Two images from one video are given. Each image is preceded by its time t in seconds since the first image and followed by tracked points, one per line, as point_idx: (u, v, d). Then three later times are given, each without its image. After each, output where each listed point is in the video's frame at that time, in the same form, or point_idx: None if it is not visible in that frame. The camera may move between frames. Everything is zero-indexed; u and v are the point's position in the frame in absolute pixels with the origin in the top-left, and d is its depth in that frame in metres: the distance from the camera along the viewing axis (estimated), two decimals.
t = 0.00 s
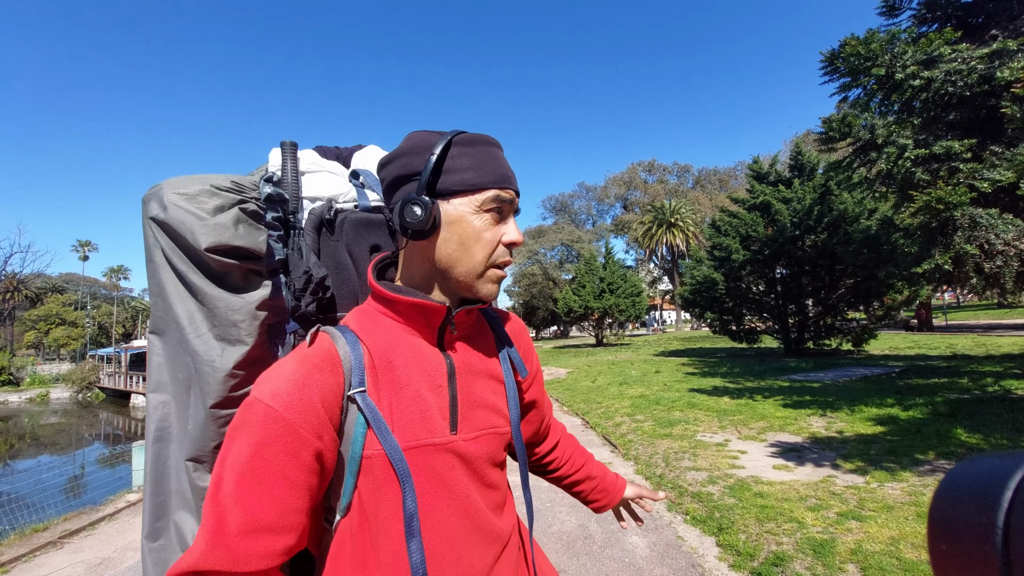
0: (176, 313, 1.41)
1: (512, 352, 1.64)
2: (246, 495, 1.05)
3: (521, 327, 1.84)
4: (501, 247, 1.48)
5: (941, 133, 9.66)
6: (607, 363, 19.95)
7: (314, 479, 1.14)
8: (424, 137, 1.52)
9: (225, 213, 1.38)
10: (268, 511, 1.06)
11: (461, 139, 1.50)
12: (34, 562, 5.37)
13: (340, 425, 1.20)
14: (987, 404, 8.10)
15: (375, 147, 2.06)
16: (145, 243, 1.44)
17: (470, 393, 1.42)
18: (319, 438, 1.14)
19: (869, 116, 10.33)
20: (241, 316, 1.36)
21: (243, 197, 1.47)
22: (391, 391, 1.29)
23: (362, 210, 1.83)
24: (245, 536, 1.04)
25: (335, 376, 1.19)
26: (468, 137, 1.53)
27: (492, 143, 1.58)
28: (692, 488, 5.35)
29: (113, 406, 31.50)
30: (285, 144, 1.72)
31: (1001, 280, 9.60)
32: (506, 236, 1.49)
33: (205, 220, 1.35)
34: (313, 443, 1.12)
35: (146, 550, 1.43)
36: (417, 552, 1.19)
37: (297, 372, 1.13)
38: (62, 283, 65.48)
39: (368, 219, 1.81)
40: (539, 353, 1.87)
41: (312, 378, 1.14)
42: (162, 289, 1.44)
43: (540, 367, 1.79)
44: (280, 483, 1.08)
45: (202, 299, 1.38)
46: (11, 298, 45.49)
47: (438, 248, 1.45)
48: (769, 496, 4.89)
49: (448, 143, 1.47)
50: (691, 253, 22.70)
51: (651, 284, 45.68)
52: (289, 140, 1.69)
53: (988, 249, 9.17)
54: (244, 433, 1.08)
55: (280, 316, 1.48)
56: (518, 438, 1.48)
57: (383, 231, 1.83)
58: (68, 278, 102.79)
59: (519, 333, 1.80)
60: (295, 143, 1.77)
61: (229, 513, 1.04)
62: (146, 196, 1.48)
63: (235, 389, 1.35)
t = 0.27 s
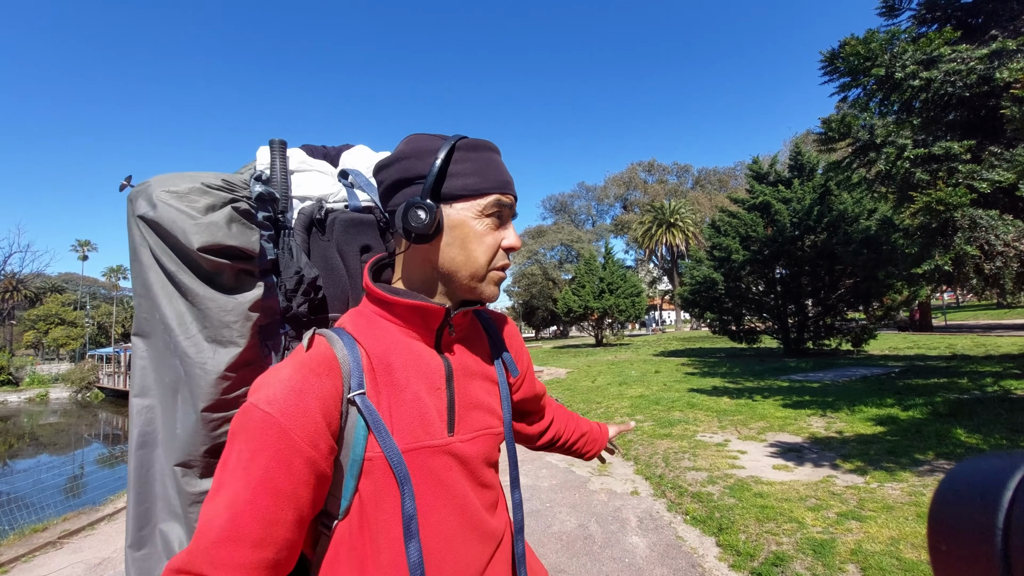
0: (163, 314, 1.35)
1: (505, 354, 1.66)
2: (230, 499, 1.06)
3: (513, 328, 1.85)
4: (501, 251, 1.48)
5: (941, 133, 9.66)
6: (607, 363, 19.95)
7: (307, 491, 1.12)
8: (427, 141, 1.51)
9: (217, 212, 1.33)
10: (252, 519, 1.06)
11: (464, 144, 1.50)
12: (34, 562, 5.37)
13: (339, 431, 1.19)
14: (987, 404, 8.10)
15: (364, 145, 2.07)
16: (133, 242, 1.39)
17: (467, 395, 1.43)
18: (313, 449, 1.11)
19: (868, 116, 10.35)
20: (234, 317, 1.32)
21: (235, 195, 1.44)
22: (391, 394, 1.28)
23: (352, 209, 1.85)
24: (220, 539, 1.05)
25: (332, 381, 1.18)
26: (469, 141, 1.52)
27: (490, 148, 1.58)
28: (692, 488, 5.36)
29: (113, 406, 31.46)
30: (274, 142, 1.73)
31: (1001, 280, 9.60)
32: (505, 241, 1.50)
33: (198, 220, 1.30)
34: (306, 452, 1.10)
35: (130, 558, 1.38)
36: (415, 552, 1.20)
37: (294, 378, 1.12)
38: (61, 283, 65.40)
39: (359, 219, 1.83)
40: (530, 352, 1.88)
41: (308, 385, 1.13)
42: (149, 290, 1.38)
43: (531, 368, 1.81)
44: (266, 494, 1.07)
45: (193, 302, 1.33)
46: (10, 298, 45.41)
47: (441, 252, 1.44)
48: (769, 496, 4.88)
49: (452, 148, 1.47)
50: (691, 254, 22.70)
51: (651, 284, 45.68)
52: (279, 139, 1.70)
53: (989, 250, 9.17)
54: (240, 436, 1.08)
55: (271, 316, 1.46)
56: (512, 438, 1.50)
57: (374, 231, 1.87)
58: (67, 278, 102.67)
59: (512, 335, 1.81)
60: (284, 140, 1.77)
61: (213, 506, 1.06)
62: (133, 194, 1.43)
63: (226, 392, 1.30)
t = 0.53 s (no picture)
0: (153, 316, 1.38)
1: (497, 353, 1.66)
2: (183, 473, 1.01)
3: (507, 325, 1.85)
4: (489, 251, 1.47)
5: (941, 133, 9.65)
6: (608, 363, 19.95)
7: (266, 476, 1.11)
8: (415, 142, 1.52)
9: (206, 213, 1.37)
10: (207, 495, 1.04)
11: (450, 144, 1.49)
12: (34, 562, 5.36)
13: (323, 428, 1.20)
14: (988, 404, 8.10)
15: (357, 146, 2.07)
16: (122, 242, 1.42)
17: (457, 394, 1.43)
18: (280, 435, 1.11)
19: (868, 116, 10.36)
20: (223, 318, 1.36)
21: (225, 196, 1.49)
22: (379, 391, 1.29)
23: (344, 211, 1.86)
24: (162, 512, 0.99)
25: (318, 377, 1.19)
26: (457, 142, 1.52)
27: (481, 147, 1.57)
28: (692, 488, 5.35)
29: (113, 406, 31.44)
30: (264, 144, 1.75)
31: (1002, 280, 9.59)
32: (494, 242, 1.48)
33: (186, 221, 1.33)
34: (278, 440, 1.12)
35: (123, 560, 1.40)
36: (397, 555, 1.20)
37: (277, 366, 1.14)
38: (61, 283, 65.39)
39: (351, 219, 1.84)
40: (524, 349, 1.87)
41: (290, 375, 1.14)
42: (138, 292, 1.41)
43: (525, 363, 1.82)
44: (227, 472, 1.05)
45: (182, 305, 1.36)
46: (10, 298, 45.38)
47: (427, 254, 1.45)
48: (769, 496, 4.89)
49: (437, 148, 1.47)
50: (691, 253, 22.69)
51: (651, 284, 45.67)
52: (269, 140, 1.72)
53: (989, 250, 9.16)
54: (208, 411, 1.07)
55: (261, 318, 1.51)
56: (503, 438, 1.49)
57: (366, 232, 1.88)
58: (67, 277, 102.62)
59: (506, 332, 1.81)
60: (274, 142, 1.79)
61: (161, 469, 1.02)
62: (122, 196, 1.46)
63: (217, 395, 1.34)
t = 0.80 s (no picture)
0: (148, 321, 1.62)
1: (486, 351, 1.64)
2: (190, 489, 1.01)
3: (502, 324, 1.83)
4: (464, 244, 1.46)
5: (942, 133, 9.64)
6: (608, 363, 19.93)
7: (271, 485, 1.11)
8: (378, 141, 1.54)
9: (190, 221, 1.60)
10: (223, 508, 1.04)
11: (412, 139, 1.50)
12: (36, 562, 5.37)
13: (311, 429, 1.21)
14: (989, 404, 8.08)
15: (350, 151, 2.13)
16: (116, 253, 1.66)
17: (441, 395, 1.41)
18: (278, 442, 1.12)
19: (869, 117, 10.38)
20: (209, 321, 1.58)
21: (211, 205, 1.71)
22: (361, 393, 1.29)
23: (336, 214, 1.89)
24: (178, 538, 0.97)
25: (303, 380, 1.20)
26: (421, 134, 1.52)
27: (450, 139, 1.56)
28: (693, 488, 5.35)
29: (113, 406, 31.41)
30: (256, 153, 1.87)
31: (1003, 280, 9.57)
32: (465, 233, 1.46)
33: (171, 229, 1.57)
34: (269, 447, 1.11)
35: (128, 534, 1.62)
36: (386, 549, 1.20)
37: (262, 375, 1.15)
38: (61, 283, 65.45)
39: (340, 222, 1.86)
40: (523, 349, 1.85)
41: (278, 381, 1.15)
42: (136, 300, 1.65)
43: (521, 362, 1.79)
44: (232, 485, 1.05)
45: (171, 305, 1.60)
46: (11, 298, 45.37)
47: (400, 251, 1.46)
48: (770, 496, 4.89)
49: (398, 144, 1.48)
50: (691, 254, 22.67)
51: (651, 284, 45.66)
52: (260, 149, 1.84)
53: (991, 250, 9.15)
54: (202, 428, 1.08)
55: (248, 319, 1.71)
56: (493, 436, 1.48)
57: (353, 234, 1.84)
58: (67, 278, 102.63)
59: (497, 329, 1.78)
60: (266, 151, 1.91)
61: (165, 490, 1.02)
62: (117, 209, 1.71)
63: (203, 390, 1.57)
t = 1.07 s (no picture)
0: (150, 317, 1.66)
1: (488, 353, 1.59)
2: (187, 493, 1.03)
3: (505, 328, 1.80)
4: (427, 244, 1.38)
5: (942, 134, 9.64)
6: (608, 363, 19.93)
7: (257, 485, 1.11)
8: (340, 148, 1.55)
9: (192, 219, 1.62)
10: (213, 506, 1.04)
11: (363, 140, 1.48)
12: (37, 562, 5.38)
13: (303, 430, 1.21)
14: (989, 403, 8.08)
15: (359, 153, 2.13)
16: (124, 248, 1.70)
17: (433, 399, 1.39)
18: (271, 446, 1.13)
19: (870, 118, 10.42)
20: (209, 318, 1.61)
21: (215, 205, 1.73)
22: (348, 395, 1.29)
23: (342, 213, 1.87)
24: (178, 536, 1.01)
25: (294, 383, 1.20)
26: (381, 131, 1.47)
27: (417, 129, 1.50)
28: (693, 488, 5.36)
29: (114, 406, 31.42)
30: (266, 152, 1.90)
31: (1003, 280, 9.57)
32: (426, 231, 1.39)
33: (173, 227, 1.60)
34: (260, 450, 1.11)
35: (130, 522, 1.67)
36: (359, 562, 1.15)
37: (254, 382, 1.15)
38: (61, 283, 65.48)
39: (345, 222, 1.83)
40: (529, 354, 1.81)
41: (267, 387, 1.16)
42: (140, 296, 1.69)
43: (523, 370, 1.73)
44: (227, 488, 1.06)
45: (173, 303, 1.64)
46: (11, 298, 45.33)
47: (367, 257, 1.44)
48: (770, 495, 4.89)
49: (351, 149, 1.48)
50: (691, 253, 22.67)
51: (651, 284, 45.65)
52: (268, 148, 1.86)
53: (990, 250, 9.16)
54: (194, 432, 1.09)
55: (248, 316, 1.73)
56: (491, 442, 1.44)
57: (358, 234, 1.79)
58: (68, 278, 102.72)
59: (498, 333, 1.74)
60: (275, 150, 1.93)
61: (161, 494, 1.04)
62: (126, 206, 1.75)
63: (202, 385, 1.62)
